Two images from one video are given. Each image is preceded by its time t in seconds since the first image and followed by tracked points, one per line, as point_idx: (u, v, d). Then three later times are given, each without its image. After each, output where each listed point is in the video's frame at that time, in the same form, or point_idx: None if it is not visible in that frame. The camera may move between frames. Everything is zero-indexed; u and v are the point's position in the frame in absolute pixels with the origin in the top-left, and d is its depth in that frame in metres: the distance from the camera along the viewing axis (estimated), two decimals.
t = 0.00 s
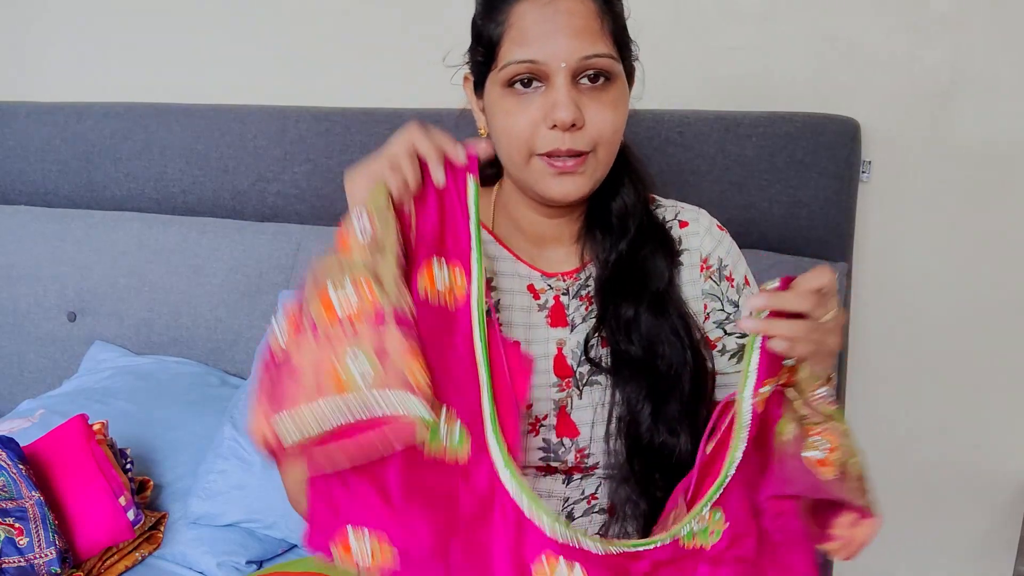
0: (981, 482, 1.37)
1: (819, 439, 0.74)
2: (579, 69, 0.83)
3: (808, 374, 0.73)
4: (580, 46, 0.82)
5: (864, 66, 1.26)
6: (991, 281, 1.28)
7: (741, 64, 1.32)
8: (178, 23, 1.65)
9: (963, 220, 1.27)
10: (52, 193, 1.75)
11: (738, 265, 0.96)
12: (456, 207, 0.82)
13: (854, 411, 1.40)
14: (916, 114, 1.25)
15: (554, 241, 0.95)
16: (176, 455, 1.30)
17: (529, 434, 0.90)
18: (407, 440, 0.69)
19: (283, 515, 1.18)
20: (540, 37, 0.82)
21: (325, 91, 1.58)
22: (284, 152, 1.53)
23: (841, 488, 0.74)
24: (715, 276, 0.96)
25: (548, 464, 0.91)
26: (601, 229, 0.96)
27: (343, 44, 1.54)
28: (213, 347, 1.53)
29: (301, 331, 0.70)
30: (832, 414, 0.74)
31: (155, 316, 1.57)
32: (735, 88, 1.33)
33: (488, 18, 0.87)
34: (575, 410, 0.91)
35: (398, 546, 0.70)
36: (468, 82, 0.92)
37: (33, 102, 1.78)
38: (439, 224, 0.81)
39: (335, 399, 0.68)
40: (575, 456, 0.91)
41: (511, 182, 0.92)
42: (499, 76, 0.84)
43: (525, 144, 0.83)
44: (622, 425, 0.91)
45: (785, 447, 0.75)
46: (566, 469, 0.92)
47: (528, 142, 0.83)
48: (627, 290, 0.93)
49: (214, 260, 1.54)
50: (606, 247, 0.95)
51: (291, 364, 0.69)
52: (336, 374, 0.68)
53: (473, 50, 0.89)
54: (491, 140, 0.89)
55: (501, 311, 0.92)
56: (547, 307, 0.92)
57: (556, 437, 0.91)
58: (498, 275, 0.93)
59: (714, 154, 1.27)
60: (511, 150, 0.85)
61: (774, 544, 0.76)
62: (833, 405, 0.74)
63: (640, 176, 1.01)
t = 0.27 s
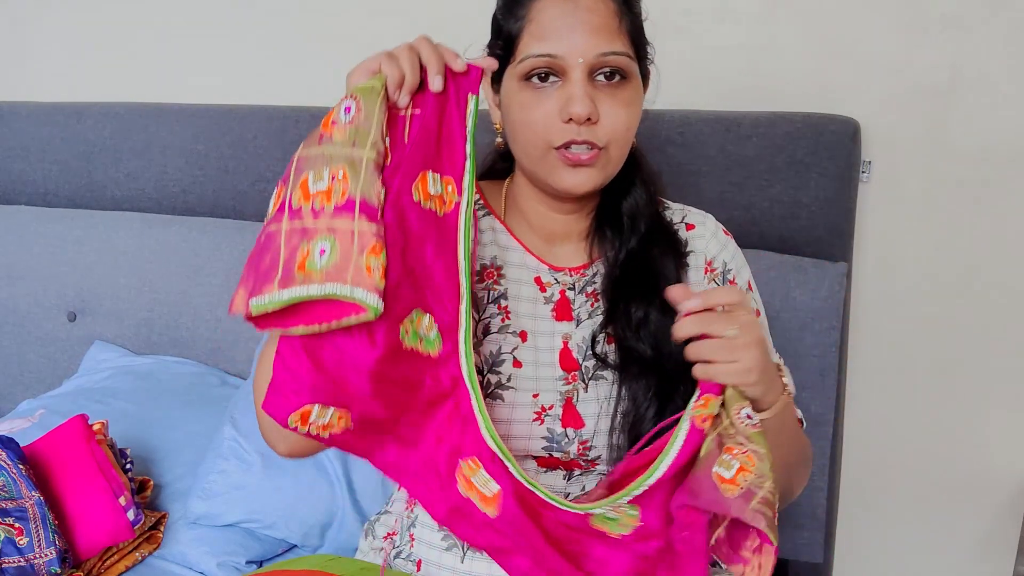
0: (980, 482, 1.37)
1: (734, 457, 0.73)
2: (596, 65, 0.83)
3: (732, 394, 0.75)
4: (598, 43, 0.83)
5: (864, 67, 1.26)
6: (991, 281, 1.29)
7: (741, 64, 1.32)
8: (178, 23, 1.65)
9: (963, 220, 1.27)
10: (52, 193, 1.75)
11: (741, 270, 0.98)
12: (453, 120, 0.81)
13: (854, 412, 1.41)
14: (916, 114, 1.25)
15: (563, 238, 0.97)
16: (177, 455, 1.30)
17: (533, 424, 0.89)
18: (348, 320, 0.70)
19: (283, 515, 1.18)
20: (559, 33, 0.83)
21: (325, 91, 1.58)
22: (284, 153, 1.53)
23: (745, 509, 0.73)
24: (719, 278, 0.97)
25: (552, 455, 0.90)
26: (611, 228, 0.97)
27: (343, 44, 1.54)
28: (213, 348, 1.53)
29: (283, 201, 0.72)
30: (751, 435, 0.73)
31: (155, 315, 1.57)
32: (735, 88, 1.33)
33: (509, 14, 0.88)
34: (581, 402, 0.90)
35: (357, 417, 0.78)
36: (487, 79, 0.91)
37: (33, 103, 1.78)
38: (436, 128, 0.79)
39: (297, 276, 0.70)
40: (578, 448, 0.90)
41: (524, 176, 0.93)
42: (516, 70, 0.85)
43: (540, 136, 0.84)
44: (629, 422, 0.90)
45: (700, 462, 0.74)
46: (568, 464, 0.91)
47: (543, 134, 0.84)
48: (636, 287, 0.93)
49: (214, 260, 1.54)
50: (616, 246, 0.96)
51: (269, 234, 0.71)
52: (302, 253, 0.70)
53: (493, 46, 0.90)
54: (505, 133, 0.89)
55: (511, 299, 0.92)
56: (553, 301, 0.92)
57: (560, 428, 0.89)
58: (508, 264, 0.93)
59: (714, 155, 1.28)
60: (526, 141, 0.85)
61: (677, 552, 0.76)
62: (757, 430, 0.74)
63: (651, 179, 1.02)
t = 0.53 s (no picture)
0: (980, 482, 1.37)
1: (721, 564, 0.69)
2: (611, 66, 0.84)
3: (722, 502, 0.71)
4: (613, 44, 0.83)
5: (864, 67, 1.26)
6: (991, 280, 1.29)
7: (741, 64, 1.32)
8: (178, 23, 1.65)
9: (963, 220, 1.27)
10: (52, 193, 1.74)
11: (747, 276, 0.99)
12: (476, 119, 0.79)
13: (854, 411, 1.41)
14: (915, 115, 1.25)
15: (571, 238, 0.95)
16: (177, 455, 1.30)
17: (538, 424, 0.89)
18: (392, 305, 0.67)
19: (283, 515, 1.18)
20: (575, 32, 0.83)
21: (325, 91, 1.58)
22: (284, 153, 1.53)
23: None
24: (725, 284, 0.98)
25: (554, 455, 0.89)
26: (620, 231, 0.96)
27: (343, 44, 1.54)
28: (213, 348, 1.53)
29: (309, 188, 0.67)
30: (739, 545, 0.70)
31: (155, 315, 1.57)
32: (735, 89, 1.33)
33: (525, 11, 0.87)
34: (587, 403, 0.90)
35: (382, 407, 0.74)
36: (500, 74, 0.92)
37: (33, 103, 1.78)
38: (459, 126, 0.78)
39: (333, 266, 0.65)
40: (582, 449, 0.89)
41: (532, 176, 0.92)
42: (530, 67, 0.85)
43: (552, 134, 0.84)
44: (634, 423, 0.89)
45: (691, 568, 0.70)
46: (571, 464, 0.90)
47: (554, 133, 0.84)
48: (645, 292, 0.93)
49: (215, 260, 1.54)
50: (624, 249, 0.96)
51: (293, 223, 0.67)
52: (339, 240, 0.66)
53: (508, 42, 0.90)
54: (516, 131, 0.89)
55: (517, 299, 0.92)
56: (558, 301, 0.92)
57: (565, 428, 0.89)
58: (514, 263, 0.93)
59: (715, 155, 1.28)
60: (536, 140, 0.85)
61: None
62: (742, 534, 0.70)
63: (661, 183, 1.01)
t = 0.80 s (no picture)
0: (981, 482, 1.37)
1: None
2: (626, 68, 0.84)
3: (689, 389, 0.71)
4: (630, 46, 0.83)
5: (864, 67, 1.26)
6: (992, 280, 1.28)
7: (741, 64, 1.32)
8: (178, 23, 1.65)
9: (964, 220, 1.27)
10: (52, 192, 1.74)
11: (750, 279, 0.97)
12: (512, 155, 0.79)
13: (854, 412, 1.41)
14: (915, 115, 1.25)
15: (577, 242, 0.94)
16: (176, 456, 1.30)
17: (541, 430, 0.87)
18: (432, 347, 0.67)
19: (283, 515, 1.18)
20: (592, 33, 0.83)
21: (324, 91, 1.58)
22: (284, 153, 1.53)
23: None
24: (726, 287, 0.97)
25: (557, 461, 0.88)
26: (626, 240, 0.95)
27: (343, 44, 1.54)
28: (213, 348, 1.53)
29: (349, 227, 0.69)
30: None
31: (155, 316, 1.57)
32: (735, 89, 1.33)
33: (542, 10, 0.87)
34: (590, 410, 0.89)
35: (401, 451, 0.72)
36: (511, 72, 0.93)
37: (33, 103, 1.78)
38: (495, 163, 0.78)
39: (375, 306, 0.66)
40: (585, 456, 0.88)
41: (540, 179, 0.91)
42: (545, 67, 0.85)
43: (564, 135, 0.84)
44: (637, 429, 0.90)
45: None
46: (574, 468, 0.89)
47: (566, 134, 0.84)
48: (649, 301, 0.91)
49: (215, 260, 1.54)
50: (630, 258, 0.94)
51: (332, 263, 0.68)
52: (379, 281, 0.67)
53: (522, 40, 0.90)
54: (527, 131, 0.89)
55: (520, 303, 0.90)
56: (563, 307, 0.91)
57: (568, 435, 0.87)
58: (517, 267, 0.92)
59: (715, 155, 1.28)
60: (547, 140, 0.85)
61: None
62: None
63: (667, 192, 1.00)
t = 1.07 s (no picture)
0: (980, 481, 1.37)
1: None
2: (638, 69, 0.82)
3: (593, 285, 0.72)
4: (643, 47, 0.82)
5: (863, 67, 1.26)
6: (991, 280, 1.28)
7: (741, 65, 1.32)
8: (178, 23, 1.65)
9: (963, 220, 1.27)
10: (52, 192, 1.74)
11: (745, 266, 0.93)
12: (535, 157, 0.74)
13: (853, 412, 1.41)
14: (915, 114, 1.25)
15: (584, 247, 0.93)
16: (176, 456, 1.30)
17: (539, 437, 0.87)
18: (455, 355, 0.67)
19: (283, 514, 1.18)
20: (605, 33, 0.82)
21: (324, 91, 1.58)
22: (284, 153, 1.53)
23: None
24: (719, 276, 0.94)
25: (555, 464, 0.88)
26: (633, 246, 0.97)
27: (343, 44, 1.54)
28: (214, 348, 1.53)
29: (369, 232, 0.69)
30: None
31: (155, 316, 1.57)
32: (735, 89, 1.33)
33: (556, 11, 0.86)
34: (587, 416, 0.88)
35: (427, 460, 0.71)
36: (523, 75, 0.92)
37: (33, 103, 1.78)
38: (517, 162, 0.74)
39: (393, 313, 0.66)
40: (584, 460, 0.88)
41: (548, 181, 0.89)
42: (557, 66, 0.84)
43: (573, 136, 0.82)
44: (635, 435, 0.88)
45: None
46: (574, 472, 0.89)
47: (575, 134, 0.82)
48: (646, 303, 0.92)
49: (215, 260, 1.54)
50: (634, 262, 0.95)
51: (351, 268, 0.68)
52: (401, 288, 0.67)
53: (534, 40, 0.90)
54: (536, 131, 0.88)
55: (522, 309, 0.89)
56: (564, 311, 0.90)
57: (565, 441, 0.88)
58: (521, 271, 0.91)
59: (714, 155, 1.28)
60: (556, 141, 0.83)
61: None
62: None
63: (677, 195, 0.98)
